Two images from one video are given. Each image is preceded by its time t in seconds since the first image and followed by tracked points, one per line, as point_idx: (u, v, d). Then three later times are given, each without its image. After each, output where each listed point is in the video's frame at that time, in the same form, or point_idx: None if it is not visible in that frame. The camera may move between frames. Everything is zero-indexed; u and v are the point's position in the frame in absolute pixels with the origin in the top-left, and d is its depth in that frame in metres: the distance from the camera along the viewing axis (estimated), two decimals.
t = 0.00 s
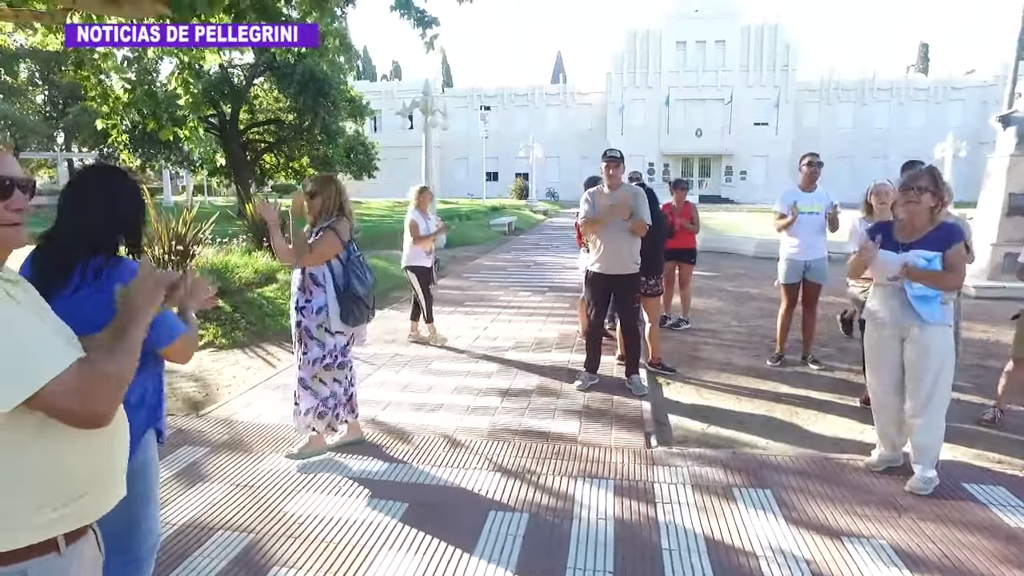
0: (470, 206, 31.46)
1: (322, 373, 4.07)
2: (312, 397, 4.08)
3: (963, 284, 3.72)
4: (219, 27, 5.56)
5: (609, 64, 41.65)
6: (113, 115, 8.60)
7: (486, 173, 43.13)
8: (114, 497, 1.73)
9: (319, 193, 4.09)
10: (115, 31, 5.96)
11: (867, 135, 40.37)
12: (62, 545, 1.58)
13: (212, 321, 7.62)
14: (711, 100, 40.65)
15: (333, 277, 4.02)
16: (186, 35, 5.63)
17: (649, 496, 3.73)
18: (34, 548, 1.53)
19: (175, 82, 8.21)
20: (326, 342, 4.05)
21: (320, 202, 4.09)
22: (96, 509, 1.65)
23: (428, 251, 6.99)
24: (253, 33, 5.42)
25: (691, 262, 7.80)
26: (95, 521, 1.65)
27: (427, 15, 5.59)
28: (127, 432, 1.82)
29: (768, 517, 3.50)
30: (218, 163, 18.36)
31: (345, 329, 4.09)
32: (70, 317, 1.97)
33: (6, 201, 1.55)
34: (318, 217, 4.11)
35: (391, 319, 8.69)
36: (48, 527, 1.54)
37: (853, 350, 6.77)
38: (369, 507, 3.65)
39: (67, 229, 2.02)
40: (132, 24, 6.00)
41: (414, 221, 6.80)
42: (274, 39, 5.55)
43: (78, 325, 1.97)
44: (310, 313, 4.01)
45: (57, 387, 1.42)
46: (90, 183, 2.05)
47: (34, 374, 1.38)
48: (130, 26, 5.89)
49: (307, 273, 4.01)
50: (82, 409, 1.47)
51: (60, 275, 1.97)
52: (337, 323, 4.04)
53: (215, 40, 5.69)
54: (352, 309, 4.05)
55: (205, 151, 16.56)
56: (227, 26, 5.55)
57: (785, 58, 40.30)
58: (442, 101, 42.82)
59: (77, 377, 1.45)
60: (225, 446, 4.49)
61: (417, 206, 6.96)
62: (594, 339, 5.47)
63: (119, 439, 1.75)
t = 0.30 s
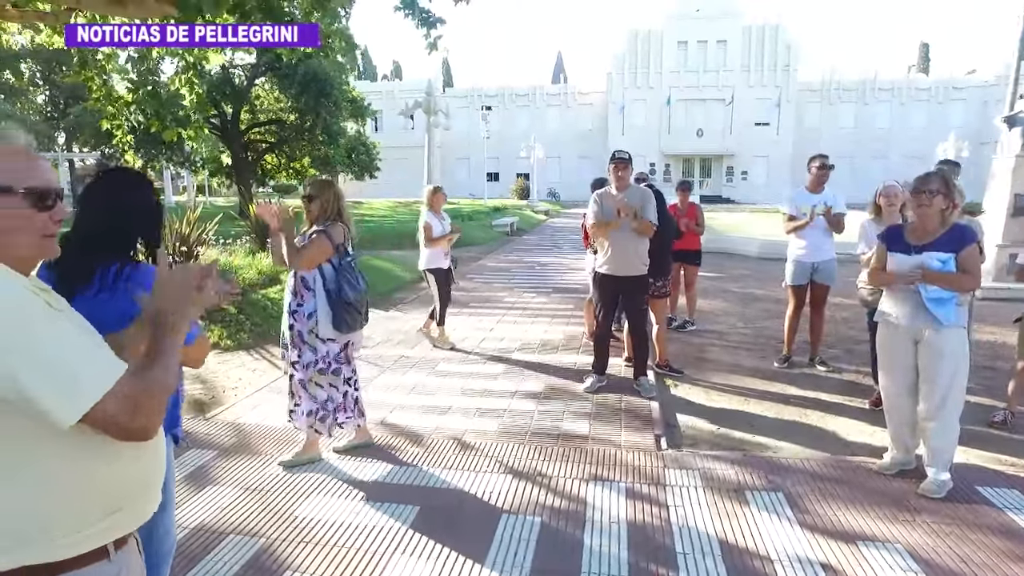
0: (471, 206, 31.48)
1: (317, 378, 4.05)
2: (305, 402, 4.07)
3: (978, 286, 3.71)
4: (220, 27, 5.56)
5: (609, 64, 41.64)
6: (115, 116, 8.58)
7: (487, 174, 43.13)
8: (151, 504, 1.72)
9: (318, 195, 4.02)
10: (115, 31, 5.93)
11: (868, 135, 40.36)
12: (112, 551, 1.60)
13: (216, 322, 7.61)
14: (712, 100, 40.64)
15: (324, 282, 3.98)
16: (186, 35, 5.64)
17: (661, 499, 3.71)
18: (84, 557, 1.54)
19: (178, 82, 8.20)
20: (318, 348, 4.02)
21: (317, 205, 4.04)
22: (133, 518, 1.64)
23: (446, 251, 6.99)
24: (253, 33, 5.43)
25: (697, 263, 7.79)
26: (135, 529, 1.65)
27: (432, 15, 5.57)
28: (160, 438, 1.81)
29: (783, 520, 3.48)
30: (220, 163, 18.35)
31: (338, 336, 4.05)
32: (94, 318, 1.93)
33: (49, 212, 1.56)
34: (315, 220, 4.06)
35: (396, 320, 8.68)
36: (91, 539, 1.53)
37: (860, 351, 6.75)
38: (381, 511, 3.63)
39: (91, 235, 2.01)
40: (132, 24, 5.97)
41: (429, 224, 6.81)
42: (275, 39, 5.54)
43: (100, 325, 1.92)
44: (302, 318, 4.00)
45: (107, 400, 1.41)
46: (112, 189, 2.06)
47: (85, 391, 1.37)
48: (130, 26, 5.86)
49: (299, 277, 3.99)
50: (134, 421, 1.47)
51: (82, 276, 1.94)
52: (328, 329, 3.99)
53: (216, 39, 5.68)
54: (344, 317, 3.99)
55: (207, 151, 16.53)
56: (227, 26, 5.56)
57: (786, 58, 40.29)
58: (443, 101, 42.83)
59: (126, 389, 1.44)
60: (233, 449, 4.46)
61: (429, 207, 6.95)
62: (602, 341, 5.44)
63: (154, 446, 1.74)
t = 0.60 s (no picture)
0: (472, 207, 31.49)
1: (311, 380, 4.04)
2: (298, 403, 4.06)
3: (990, 285, 3.70)
4: (220, 26, 5.55)
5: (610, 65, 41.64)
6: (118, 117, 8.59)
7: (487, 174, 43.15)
8: (175, 505, 1.73)
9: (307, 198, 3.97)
10: (115, 31, 5.93)
11: (869, 135, 40.35)
12: (142, 551, 1.62)
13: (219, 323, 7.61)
14: (712, 100, 40.63)
15: (313, 283, 3.98)
16: (187, 35, 5.63)
17: (669, 500, 3.71)
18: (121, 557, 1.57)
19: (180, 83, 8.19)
20: (311, 351, 4.02)
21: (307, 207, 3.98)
22: (157, 520, 1.65)
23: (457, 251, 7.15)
24: (253, 33, 5.46)
25: (700, 264, 7.78)
26: (162, 530, 1.67)
27: (437, 14, 5.57)
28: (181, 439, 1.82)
29: (792, 520, 3.48)
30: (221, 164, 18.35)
31: (328, 338, 4.04)
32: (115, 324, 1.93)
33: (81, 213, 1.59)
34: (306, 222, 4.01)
35: (399, 321, 8.68)
36: (118, 542, 1.54)
37: (864, 352, 6.75)
38: (388, 512, 3.64)
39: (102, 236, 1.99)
40: (131, 25, 5.97)
41: (442, 223, 6.95)
42: (275, 39, 5.55)
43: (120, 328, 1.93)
44: (293, 320, 4.00)
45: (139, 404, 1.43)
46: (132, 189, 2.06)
47: (116, 395, 1.38)
48: (130, 26, 5.86)
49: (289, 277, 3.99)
50: (163, 421, 1.49)
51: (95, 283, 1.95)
52: (319, 331, 3.98)
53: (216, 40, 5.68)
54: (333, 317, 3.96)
55: (208, 152, 16.54)
56: (227, 26, 5.56)
57: (786, 59, 40.29)
58: (443, 101, 42.84)
59: (157, 393, 1.46)
60: (239, 451, 4.46)
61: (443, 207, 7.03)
62: (608, 341, 5.45)
63: (177, 447, 1.75)
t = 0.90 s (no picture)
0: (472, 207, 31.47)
1: (303, 385, 4.04)
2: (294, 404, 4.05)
3: (991, 284, 3.70)
4: (220, 27, 5.53)
5: (610, 65, 41.62)
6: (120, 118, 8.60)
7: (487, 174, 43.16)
8: (173, 505, 1.73)
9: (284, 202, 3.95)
10: (116, 31, 5.93)
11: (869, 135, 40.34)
12: (138, 553, 1.61)
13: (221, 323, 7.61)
14: (712, 100, 40.62)
15: (305, 284, 3.96)
16: (188, 35, 5.64)
17: (671, 500, 3.70)
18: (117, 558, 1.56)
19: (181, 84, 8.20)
20: (306, 352, 3.99)
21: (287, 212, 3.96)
22: (154, 522, 1.64)
23: (471, 252, 7.28)
24: (254, 33, 5.47)
25: (702, 264, 7.78)
26: (160, 530, 1.67)
27: (437, 13, 5.57)
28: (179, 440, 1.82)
29: (795, 520, 3.47)
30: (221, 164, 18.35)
31: (324, 339, 4.01)
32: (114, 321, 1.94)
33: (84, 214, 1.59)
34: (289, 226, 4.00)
35: (400, 321, 8.67)
36: (115, 542, 1.53)
37: (866, 351, 6.75)
38: (391, 512, 3.64)
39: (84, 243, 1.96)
40: (133, 25, 5.98)
41: (457, 223, 7.10)
42: (275, 39, 5.57)
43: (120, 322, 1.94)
44: (287, 322, 3.97)
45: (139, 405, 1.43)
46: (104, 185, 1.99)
47: (118, 397, 1.38)
48: (131, 27, 5.86)
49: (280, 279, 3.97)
50: (162, 425, 1.47)
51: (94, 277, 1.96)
52: (313, 333, 3.96)
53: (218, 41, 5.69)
54: (325, 316, 3.93)
55: (209, 152, 16.55)
56: (227, 26, 5.57)
57: (786, 59, 40.28)
58: (444, 101, 42.85)
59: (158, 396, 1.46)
60: (241, 451, 4.46)
61: (461, 207, 7.23)
62: (610, 341, 5.44)
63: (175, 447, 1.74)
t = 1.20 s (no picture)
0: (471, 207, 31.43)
1: (294, 384, 4.03)
2: (285, 407, 4.07)
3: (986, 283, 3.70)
4: (220, 27, 5.53)
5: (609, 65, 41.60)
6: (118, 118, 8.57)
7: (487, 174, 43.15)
8: (150, 507, 1.75)
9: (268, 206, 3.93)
10: (115, 31, 5.92)
11: (869, 135, 40.30)
12: (108, 557, 1.62)
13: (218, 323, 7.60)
14: (712, 100, 40.61)
15: (294, 287, 3.93)
16: (187, 35, 5.64)
17: (663, 500, 3.70)
18: (89, 559, 1.57)
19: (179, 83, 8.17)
20: (294, 353, 3.99)
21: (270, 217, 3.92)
22: (129, 523, 1.65)
23: (470, 250, 7.28)
24: (253, 33, 5.46)
25: (701, 264, 7.77)
26: (133, 533, 1.68)
27: (435, 13, 5.56)
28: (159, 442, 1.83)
29: (787, 521, 3.47)
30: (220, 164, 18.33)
31: (311, 339, 4.02)
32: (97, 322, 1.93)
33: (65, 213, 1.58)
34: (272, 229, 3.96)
35: (398, 321, 8.67)
36: (88, 544, 1.55)
37: (864, 351, 6.74)
38: (385, 513, 3.63)
39: (64, 239, 1.98)
40: (132, 25, 5.97)
41: (459, 219, 7.12)
42: (275, 39, 5.58)
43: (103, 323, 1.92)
44: (275, 324, 3.96)
45: (111, 409, 1.43)
46: (84, 182, 2.01)
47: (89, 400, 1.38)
48: (131, 27, 5.86)
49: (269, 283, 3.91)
50: (134, 430, 1.48)
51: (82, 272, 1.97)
52: (303, 334, 3.97)
53: (217, 40, 5.69)
54: (317, 316, 3.94)
55: (208, 153, 16.55)
56: (227, 26, 5.55)
57: (786, 59, 40.26)
58: (443, 101, 42.84)
59: (132, 400, 1.46)
60: (237, 452, 4.44)
61: (466, 205, 7.22)
62: (607, 341, 5.42)
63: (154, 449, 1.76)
